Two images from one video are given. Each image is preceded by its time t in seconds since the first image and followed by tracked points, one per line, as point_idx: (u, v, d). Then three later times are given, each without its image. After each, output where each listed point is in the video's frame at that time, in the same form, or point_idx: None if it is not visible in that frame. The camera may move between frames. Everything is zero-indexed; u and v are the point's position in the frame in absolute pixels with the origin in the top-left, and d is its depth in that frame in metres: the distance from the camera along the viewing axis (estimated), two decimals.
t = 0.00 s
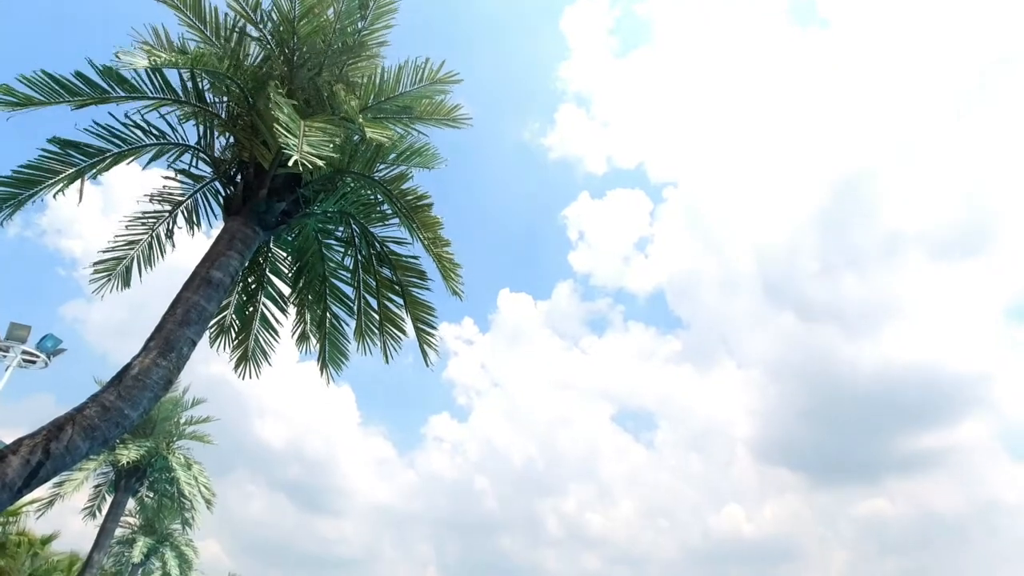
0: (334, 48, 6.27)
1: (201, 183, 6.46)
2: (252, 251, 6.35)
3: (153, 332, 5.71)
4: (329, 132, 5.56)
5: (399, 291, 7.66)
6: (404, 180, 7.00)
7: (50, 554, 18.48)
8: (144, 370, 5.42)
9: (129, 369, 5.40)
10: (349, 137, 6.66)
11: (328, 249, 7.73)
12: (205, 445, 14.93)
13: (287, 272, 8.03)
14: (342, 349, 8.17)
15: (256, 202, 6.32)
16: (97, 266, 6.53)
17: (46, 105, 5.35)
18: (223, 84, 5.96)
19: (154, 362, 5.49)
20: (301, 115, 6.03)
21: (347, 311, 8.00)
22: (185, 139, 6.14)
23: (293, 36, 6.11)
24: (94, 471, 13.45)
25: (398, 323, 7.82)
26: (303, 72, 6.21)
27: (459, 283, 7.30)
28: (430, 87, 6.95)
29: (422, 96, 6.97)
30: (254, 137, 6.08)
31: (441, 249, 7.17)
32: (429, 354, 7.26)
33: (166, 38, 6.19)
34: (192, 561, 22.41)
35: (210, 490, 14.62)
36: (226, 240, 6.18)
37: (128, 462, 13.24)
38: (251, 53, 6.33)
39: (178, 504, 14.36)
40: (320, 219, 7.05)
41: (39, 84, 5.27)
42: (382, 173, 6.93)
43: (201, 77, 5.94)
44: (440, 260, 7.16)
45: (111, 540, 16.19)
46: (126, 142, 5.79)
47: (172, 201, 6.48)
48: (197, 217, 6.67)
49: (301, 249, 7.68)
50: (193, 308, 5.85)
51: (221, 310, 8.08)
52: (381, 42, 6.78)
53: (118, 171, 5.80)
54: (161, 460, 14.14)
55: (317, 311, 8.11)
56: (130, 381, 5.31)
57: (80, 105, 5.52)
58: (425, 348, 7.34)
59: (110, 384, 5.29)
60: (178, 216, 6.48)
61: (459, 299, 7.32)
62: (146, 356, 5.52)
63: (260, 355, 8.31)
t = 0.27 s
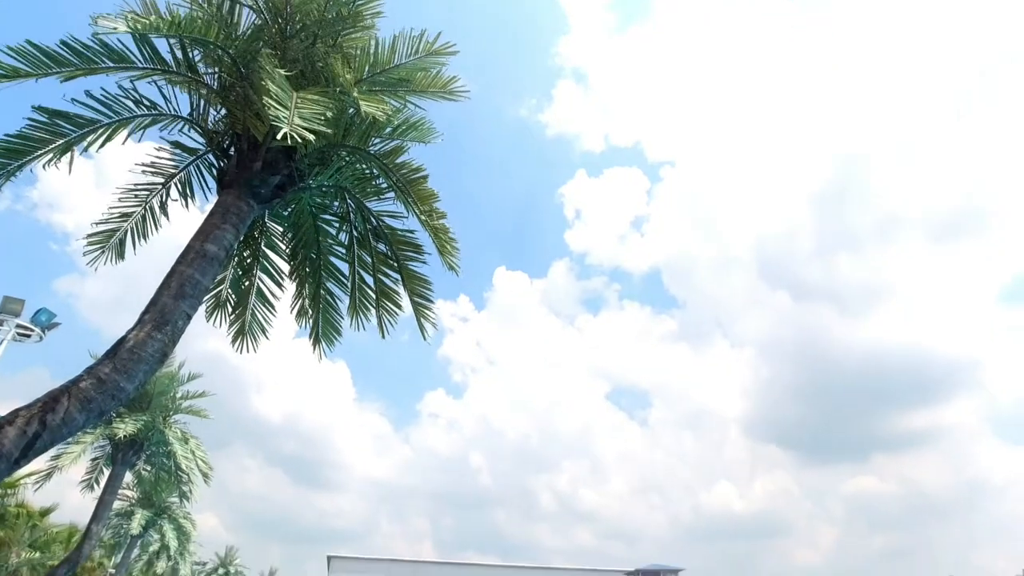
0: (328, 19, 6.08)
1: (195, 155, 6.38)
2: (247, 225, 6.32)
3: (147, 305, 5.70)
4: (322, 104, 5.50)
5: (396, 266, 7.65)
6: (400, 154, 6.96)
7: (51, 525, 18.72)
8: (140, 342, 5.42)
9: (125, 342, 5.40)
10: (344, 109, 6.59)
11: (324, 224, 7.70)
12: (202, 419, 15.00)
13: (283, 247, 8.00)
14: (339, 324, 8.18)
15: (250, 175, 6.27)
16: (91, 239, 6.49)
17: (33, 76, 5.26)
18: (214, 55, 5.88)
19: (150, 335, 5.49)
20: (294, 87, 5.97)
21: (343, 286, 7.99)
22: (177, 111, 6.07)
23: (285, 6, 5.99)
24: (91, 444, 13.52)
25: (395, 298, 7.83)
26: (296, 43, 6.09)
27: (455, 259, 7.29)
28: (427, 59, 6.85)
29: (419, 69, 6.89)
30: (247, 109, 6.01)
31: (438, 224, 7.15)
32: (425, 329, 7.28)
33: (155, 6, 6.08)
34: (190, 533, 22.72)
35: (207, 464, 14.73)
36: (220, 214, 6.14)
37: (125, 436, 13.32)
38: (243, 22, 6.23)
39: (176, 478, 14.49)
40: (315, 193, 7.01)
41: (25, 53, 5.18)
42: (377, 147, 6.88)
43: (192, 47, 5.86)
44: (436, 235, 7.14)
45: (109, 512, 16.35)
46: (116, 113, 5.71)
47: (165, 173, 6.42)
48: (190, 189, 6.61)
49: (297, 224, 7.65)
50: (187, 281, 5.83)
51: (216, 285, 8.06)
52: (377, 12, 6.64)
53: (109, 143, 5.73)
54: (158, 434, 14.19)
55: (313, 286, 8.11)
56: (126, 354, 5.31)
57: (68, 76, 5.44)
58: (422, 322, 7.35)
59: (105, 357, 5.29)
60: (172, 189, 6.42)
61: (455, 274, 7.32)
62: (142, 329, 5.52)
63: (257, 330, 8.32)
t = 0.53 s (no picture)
0: None
1: (186, 125, 6.31)
2: (240, 197, 6.27)
3: (140, 277, 5.67)
4: (316, 74, 5.43)
5: (390, 241, 7.62)
6: (395, 127, 6.90)
7: (47, 496, 18.86)
8: (133, 314, 5.41)
9: (118, 314, 5.38)
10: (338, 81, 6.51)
11: (317, 198, 7.64)
12: (196, 393, 15.02)
13: (276, 220, 7.95)
14: (333, 299, 8.17)
15: (243, 146, 6.21)
16: (79, 208, 6.44)
17: (18, 43, 5.17)
18: (205, 23, 5.79)
19: (143, 307, 5.47)
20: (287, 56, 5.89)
21: (337, 261, 7.96)
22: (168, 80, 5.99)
23: None
24: (86, 417, 13.54)
25: (389, 273, 7.81)
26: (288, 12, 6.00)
27: (450, 234, 7.27)
28: (422, 31, 6.76)
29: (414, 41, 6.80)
30: (238, 79, 5.93)
31: (433, 199, 7.12)
32: (419, 304, 7.27)
33: None
34: (186, 504, 22.92)
35: (202, 437, 14.80)
36: (213, 186, 6.09)
37: (119, 409, 13.34)
38: None
39: (171, 451, 14.56)
40: (309, 165, 6.95)
41: (10, 19, 5.09)
42: (372, 120, 6.82)
43: (182, 15, 5.76)
44: (432, 210, 7.11)
45: (105, 484, 16.46)
46: (104, 81, 5.63)
47: (155, 142, 6.35)
48: (181, 159, 6.54)
49: (290, 197, 7.60)
50: (180, 254, 5.80)
51: (209, 258, 8.02)
52: None
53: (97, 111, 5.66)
54: (153, 407, 14.20)
55: (307, 260, 8.08)
56: (119, 326, 5.30)
57: (54, 43, 5.34)
58: (415, 298, 7.34)
59: (98, 329, 5.28)
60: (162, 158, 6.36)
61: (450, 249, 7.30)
62: (134, 302, 5.50)
63: (250, 304, 8.30)
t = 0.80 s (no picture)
0: None
1: (172, 95, 6.20)
2: (229, 169, 6.20)
3: (128, 249, 5.61)
4: (305, 44, 5.33)
5: (380, 217, 7.57)
6: (387, 100, 6.81)
7: (38, 469, 18.90)
8: (121, 287, 5.36)
9: (105, 286, 5.34)
10: (329, 50, 6.39)
11: (308, 170, 7.57)
12: (187, 367, 15.02)
13: (265, 193, 7.88)
14: (322, 274, 8.15)
15: (231, 117, 6.12)
16: (65, 178, 6.35)
17: None
18: None
19: (131, 280, 5.43)
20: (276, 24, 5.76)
21: (327, 235, 7.92)
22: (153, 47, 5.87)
23: None
24: (76, 390, 13.52)
25: (379, 249, 7.77)
26: None
27: (441, 210, 7.23)
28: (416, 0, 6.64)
29: (407, 11, 6.68)
30: (226, 47, 5.81)
31: (425, 174, 7.06)
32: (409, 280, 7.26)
33: None
34: (178, 478, 23.04)
35: (193, 411, 14.83)
36: (201, 156, 6.01)
37: (109, 382, 13.31)
38: None
39: (162, 424, 14.60)
40: (299, 138, 6.87)
41: None
42: (364, 92, 6.73)
43: None
44: (423, 185, 7.06)
45: (96, 457, 16.51)
46: (88, 47, 5.52)
47: (141, 112, 6.24)
48: (167, 129, 6.44)
49: (280, 170, 7.52)
50: (169, 226, 5.74)
51: (197, 231, 7.96)
52: None
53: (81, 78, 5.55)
54: (143, 380, 14.20)
55: (297, 234, 8.02)
56: (107, 298, 5.26)
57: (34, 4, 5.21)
58: (405, 274, 7.33)
59: (85, 300, 5.23)
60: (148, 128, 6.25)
61: (441, 225, 7.27)
62: (122, 274, 5.46)
63: (239, 277, 8.26)
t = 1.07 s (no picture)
0: None
1: (152, 56, 6.03)
2: (212, 134, 6.07)
3: (108, 215, 5.51)
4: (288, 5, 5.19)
5: (368, 185, 7.47)
6: (375, 66, 6.68)
7: (23, 437, 18.84)
8: (102, 253, 5.27)
9: (86, 251, 5.24)
10: (315, 13, 6.23)
11: (293, 137, 7.43)
12: (173, 336, 14.93)
13: (250, 160, 7.74)
14: (309, 243, 8.05)
15: (213, 80, 5.98)
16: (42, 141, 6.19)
17: None
18: None
19: (112, 246, 5.34)
20: None
21: (314, 203, 7.81)
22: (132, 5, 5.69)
23: None
24: (59, 358, 13.42)
25: (366, 218, 7.69)
26: None
27: (430, 179, 7.15)
28: None
29: None
30: (207, 7, 5.65)
31: (413, 142, 6.97)
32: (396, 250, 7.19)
33: None
34: (165, 447, 23.04)
35: (179, 380, 14.77)
36: (183, 120, 5.87)
37: (93, 351, 13.19)
38: None
39: (148, 393, 14.55)
40: (284, 104, 6.73)
41: None
42: (350, 57, 6.59)
43: None
44: (411, 153, 6.96)
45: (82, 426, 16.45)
46: (62, 3, 5.33)
47: (120, 74, 6.07)
48: (148, 91, 6.28)
49: (265, 136, 7.38)
50: (150, 192, 5.64)
51: (181, 197, 7.84)
52: None
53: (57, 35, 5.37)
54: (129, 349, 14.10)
55: (283, 203, 7.91)
56: (87, 264, 5.18)
57: None
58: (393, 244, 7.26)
59: (66, 266, 5.14)
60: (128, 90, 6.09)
61: (430, 195, 7.19)
62: (103, 239, 5.36)
63: (224, 245, 8.16)
